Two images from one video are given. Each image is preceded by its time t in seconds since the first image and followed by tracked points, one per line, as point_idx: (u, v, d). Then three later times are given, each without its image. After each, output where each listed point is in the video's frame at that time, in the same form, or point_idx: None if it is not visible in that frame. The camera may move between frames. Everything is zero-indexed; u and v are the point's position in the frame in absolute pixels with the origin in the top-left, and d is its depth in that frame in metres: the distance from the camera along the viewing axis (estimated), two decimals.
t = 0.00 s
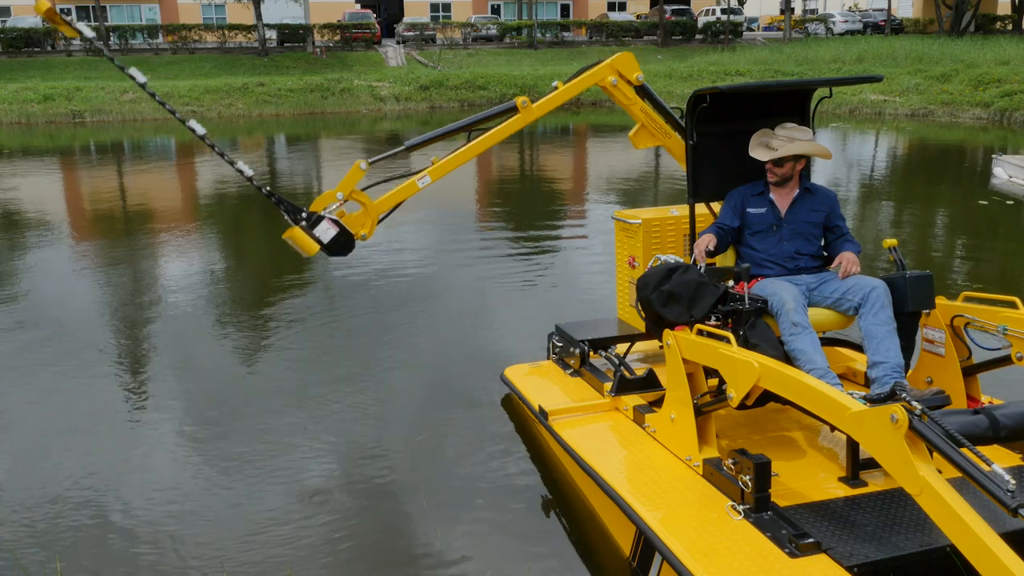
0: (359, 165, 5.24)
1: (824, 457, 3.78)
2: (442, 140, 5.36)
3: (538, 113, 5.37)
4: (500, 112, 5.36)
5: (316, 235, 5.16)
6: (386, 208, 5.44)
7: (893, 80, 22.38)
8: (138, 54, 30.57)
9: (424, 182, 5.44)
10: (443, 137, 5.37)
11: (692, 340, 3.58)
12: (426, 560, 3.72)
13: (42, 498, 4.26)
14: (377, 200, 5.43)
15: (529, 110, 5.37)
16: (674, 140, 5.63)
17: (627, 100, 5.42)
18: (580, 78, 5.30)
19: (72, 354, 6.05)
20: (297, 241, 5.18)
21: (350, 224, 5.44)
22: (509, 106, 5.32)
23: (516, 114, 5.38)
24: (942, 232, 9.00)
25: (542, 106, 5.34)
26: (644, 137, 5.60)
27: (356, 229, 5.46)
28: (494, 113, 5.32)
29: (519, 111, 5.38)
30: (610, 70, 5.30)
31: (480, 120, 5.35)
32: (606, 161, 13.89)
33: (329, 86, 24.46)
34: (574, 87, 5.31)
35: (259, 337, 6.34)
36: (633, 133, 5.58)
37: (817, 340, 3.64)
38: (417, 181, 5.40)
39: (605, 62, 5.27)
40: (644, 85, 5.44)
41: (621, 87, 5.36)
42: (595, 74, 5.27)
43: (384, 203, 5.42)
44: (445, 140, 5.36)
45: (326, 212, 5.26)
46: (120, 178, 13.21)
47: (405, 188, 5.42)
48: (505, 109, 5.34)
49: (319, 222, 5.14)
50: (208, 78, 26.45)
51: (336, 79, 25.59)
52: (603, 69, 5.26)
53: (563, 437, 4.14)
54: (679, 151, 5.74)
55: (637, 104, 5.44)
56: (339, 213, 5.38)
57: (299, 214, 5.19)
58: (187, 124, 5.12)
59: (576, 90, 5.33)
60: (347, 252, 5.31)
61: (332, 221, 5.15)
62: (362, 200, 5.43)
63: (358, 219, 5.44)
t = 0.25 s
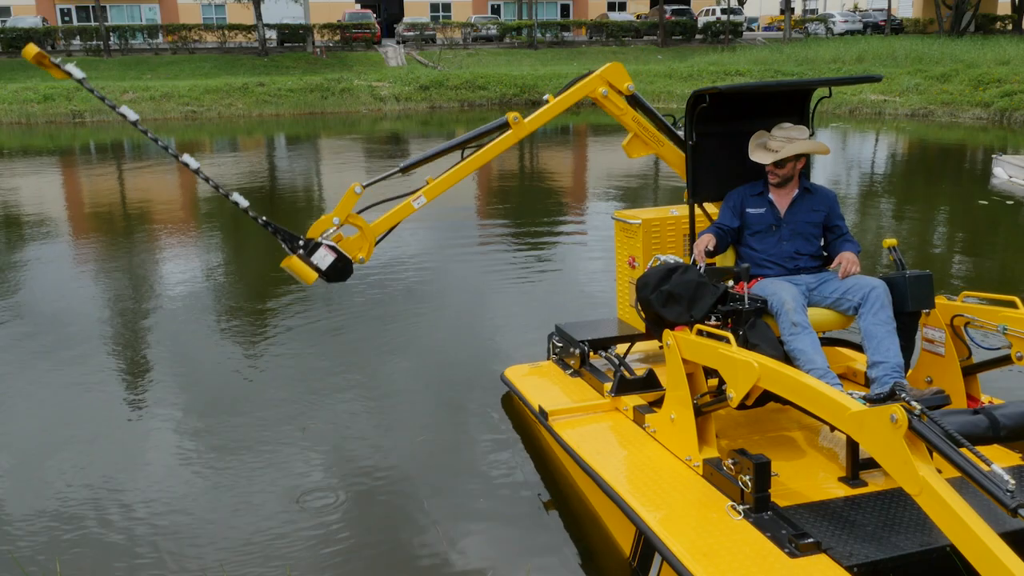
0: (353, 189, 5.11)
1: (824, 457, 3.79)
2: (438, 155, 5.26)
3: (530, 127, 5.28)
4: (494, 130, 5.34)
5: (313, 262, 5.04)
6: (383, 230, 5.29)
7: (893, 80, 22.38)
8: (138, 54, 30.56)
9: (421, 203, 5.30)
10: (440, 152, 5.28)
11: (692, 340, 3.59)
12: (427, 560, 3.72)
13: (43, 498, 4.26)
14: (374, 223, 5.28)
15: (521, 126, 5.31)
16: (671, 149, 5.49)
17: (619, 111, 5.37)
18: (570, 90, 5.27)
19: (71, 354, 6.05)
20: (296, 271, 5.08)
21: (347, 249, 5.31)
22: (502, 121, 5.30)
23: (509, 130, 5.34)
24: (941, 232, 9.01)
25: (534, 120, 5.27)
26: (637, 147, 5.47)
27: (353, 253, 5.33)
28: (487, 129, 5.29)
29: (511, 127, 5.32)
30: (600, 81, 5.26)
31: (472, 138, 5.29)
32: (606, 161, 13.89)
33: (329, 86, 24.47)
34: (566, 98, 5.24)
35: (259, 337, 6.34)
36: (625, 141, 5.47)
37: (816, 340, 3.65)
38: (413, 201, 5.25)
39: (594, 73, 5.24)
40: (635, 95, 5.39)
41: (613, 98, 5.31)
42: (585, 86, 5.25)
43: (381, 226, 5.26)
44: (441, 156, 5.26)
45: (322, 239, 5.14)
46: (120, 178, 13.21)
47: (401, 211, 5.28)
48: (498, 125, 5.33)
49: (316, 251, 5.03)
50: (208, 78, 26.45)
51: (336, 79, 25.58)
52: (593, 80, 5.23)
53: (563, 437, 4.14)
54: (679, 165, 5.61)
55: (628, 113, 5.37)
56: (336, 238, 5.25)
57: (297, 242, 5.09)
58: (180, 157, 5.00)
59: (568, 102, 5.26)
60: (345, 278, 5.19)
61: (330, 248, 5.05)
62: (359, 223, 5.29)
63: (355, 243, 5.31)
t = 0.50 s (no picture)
0: (349, 210, 5.11)
1: (824, 457, 3.78)
2: (433, 173, 5.26)
3: (525, 139, 5.23)
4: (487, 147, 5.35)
5: (312, 287, 5.01)
6: (382, 250, 5.26)
7: (893, 80, 22.38)
8: (138, 54, 30.56)
9: (417, 223, 5.27)
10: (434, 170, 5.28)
11: (692, 340, 3.58)
12: (426, 560, 3.72)
13: (43, 498, 4.26)
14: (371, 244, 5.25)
15: (514, 139, 5.27)
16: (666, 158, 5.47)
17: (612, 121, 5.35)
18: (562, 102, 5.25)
19: (71, 354, 6.05)
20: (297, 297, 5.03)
21: (346, 271, 5.26)
22: (495, 137, 5.28)
23: (503, 145, 5.31)
24: (941, 232, 9.01)
25: (528, 133, 5.21)
26: (631, 154, 5.49)
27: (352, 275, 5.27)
28: (478, 146, 5.29)
29: (505, 141, 5.29)
30: (592, 92, 5.24)
31: (463, 155, 5.30)
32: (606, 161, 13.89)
33: (329, 86, 24.47)
34: (557, 110, 5.23)
35: (258, 337, 6.34)
36: (619, 150, 5.47)
37: (816, 339, 3.64)
38: (410, 220, 5.22)
39: (585, 84, 5.23)
40: (628, 104, 5.38)
41: (605, 108, 5.29)
42: (576, 98, 5.22)
43: (379, 246, 5.23)
44: (435, 173, 5.26)
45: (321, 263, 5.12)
46: (120, 178, 13.21)
47: (398, 231, 5.23)
48: (490, 140, 5.31)
49: (315, 276, 5.00)
50: (208, 78, 26.45)
51: (336, 79, 25.58)
52: (583, 91, 5.21)
53: (563, 437, 4.14)
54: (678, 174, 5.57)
55: (621, 123, 5.36)
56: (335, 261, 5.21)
57: (295, 267, 5.04)
58: (175, 190, 5.03)
59: (560, 115, 5.26)
60: (345, 301, 5.13)
61: (329, 272, 5.01)
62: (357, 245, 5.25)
63: (353, 265, 5.26)
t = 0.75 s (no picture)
0: (347, 231, 5.05)
1: (824, 457, 3.78)
2: (429, 192, 5.20)
3: (519, 152, 5.19)
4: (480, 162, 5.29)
5: (312, 310, 4.90)
6: (381, 268, 5.22)
7: (893, 80, 22.38)
8: (138, 54, 30.56)
9: (415, 240, 5.25)
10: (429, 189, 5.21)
11: (692, 340, 3.58)
12: (426, 560, 3.72)
13: (43, 498, 4.26)
14: (370, 263, 5.21)
15: (509, 152, 5.23)
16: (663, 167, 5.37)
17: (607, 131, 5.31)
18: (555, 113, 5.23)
19: (71, 354, 6.05)
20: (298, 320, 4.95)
21: (345, 291, 5.21)
22: (489, 152, 5.24)
23: (498, 159, 5.26)
24: (941, 232, 9.01)
25: (521, 146, 5.18)
26: (626, 164, 5.45)
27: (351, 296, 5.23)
28: (470, 163, 5.23)
29: (500, 156, 5.24)
30: (585, 103, 5.23)
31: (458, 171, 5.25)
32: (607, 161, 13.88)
33: (329, 86, 24.47)
34: (551, 121, 5.20)
35: (258, 337, 6.34)
36: (614, 160, 5.44)
37: (816, 340, 3.64)
38: (407, 238, 5.20)
39: (577, 95, 5.23)
40: (621, 113, 5.37)
41: (599, 119, 5.26)
42: (569, 109, 5.23)
43: (378, 265, 5.19)
44: (431, 191, 5.20)
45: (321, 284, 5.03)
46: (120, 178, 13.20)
47: (395, 249, 5.21)
48: (485, 155, 5.27)
49: (312, 297, 4.88)
50: (208, 78, 26.45)
51: (336, 79, 25.59)
52: (576, 102, 5.22)
53: (563, 437, 4.14)
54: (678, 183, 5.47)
55: (616, 132, 5.32)
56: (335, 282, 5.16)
57: (295, 290, 4.94)
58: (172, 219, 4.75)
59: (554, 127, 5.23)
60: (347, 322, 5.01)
61: (326, 292, 4.89)
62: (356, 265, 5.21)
63: (352, 285, 5.21)
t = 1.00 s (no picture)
0: (345, 254, 4.98)
1: (824, 457, 3.79)
2: (424, 209, 5.14)
3: (513, 167, 5.19)
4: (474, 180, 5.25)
5: (314, 335, 4.90)
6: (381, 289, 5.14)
7: (893, 80, 22.38)
8: (138, 54, 30.56)
9: (413, 259, 5.20)
10: (425, 208, 5.15)
11: (692, 340, 3.58)
12: (426, 559, 3.72)
13: (44, 498, 4.27)
14: (370, 284, 5.14)
15: (504, 168, 5.21)
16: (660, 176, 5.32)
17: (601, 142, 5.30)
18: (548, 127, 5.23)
19: (71, 354, 6.05)
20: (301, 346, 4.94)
21: (345, 314, 5.13)
22: (483, 168, 5.21)
23: (492, 175, 5.24)
24: (941, 232, 9.01)
25: (515, 160, 5.17)
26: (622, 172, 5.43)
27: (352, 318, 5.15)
28: (465, 180, 5.18)
29: (495, 171, 5.23)
30: (577, 114, 5.23)
31: (454, 189, 5.19)
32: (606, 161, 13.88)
33: (329, 86, 24.46)
34: (545, 134, 5.21)
35: (258, 338, 6.34)
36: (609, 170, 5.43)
37: (817, 339, 3.64)
38: (405, 258, 5.15)
39: (571, 106, 5.23)
40: (613, 123, 5.36)
41: (593, 130, 5.25)
42: (562, 121, 5.23)
43: (378, 286, 5.12)
44: (427, 210, 5.15)
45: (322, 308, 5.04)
46: (120, 178, 13.20)
47: (394, 270, 5.15)
48: (479, 172, 5.23)
49: (315, 323, 4.89)
50: (208, 78, 26.45)
51: (336, 79, 25.59)
52: (569, 113, 5.22)
53: (563, 437, 4.14)
54: (678, 192, 5.41)
55: (610, 142, 5.31)
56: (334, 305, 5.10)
57: (296, 316, 4.95)
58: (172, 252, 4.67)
59: (549, 138, 5.23)
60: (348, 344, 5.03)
61: (328, 318, 4.89)
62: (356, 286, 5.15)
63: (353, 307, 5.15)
